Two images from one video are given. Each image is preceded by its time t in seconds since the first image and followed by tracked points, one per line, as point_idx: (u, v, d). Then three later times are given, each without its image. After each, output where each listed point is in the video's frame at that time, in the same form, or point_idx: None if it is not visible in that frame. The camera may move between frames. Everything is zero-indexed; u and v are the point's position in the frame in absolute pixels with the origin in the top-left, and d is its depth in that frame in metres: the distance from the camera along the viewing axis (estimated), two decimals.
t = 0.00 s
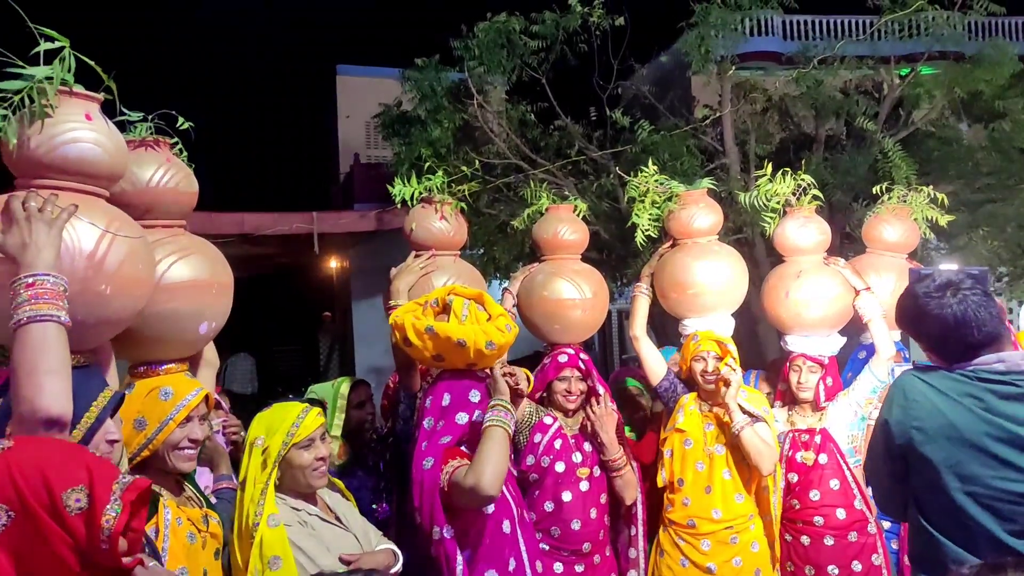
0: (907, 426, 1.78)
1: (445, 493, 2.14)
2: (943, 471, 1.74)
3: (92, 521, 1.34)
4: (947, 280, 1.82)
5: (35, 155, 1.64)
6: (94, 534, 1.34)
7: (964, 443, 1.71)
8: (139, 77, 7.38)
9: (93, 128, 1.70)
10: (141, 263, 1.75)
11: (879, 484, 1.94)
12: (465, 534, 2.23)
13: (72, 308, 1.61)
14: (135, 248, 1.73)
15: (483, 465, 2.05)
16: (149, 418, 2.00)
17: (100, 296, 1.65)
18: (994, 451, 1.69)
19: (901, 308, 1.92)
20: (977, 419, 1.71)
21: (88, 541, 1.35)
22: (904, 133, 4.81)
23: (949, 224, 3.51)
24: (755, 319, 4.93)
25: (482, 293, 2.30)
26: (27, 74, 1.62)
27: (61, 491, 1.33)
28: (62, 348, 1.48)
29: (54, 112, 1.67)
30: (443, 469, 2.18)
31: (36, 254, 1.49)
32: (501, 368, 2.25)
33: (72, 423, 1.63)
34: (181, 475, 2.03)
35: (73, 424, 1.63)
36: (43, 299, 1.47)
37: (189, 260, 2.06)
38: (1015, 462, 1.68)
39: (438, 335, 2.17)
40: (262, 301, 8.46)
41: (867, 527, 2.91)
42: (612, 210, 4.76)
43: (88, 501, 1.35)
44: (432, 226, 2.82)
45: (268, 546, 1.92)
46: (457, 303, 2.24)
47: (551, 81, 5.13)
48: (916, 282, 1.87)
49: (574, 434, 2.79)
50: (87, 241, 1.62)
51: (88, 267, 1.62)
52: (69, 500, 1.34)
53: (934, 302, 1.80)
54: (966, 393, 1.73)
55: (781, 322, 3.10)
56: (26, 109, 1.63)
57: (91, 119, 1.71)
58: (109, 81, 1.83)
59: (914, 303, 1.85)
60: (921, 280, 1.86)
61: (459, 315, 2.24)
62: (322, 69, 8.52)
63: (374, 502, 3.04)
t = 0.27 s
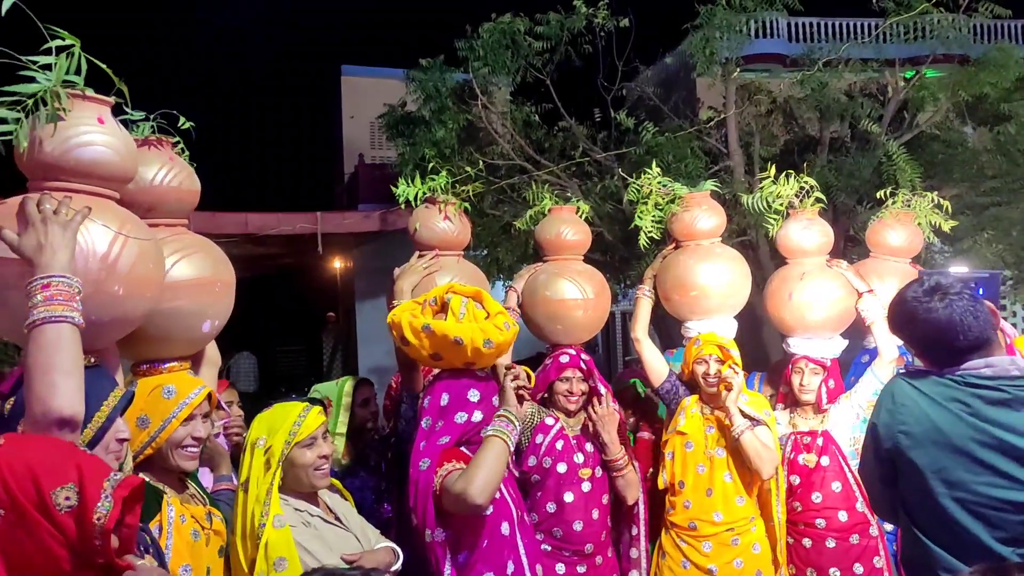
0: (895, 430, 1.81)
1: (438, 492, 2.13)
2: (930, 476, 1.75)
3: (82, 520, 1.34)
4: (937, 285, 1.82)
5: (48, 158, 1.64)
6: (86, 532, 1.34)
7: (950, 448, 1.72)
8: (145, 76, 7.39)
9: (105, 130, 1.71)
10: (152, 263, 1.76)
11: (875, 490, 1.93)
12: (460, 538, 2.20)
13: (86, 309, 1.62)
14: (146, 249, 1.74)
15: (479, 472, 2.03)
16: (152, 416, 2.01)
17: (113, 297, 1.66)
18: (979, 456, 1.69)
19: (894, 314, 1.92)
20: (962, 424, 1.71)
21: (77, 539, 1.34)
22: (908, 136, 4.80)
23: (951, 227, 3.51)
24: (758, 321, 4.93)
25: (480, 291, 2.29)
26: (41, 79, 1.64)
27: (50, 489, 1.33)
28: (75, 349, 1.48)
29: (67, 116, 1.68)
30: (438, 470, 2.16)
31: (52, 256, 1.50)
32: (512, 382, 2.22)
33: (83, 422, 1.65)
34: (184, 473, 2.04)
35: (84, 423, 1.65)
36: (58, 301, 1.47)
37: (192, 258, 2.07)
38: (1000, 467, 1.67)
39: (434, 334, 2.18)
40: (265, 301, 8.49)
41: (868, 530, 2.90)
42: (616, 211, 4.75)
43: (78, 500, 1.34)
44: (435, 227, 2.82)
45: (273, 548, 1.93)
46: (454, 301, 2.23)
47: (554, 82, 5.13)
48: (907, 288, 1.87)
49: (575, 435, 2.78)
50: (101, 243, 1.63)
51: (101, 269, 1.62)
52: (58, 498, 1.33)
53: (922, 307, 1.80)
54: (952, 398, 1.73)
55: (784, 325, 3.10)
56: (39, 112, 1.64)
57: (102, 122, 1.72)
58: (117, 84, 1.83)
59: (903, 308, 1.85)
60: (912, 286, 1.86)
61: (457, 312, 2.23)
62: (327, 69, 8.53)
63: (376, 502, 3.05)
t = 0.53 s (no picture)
0: (901, 433, 1.80)
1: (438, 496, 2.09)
2: (936, 480, 1.75)
3: (89, 518, 1.35)
4: (946, 288, 1.81)
5: (62, 161, 1.66)
6: (92, 531, 1.35)
7: (956, 452, 1.72)
8: (155, 77, 7.44)
9: (120, 134, 1.73)
10: (163, 268, 1.77)
11: (883, 495, 1.95)
12: (466, 538, 2.17)
13: (98, 314, 1.63)
14: (157, 254, 1.75)
15: (468, 470, 2.00)
16: (160, 415, 2.01)
17: (124, 302, 1.68)
18: (984, 460, 1.70)
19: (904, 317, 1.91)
20: (968, 428, 1.71)
21: (83, 538, 1.36)
22: (917, 139, 4.79)
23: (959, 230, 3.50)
24: (766, 324, 4.92)
25: (480, 292, 2.27)
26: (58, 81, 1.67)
27: (56, 489, 1.34)
28: (86, 354, 1.49)
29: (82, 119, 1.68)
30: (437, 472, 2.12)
31: (65, 261, 1.51)
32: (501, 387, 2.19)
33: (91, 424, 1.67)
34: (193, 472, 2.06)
35: (92, 426, 1.67)
36: (70, 307, 1.49)
37: (202, 259, 2.09)
38: (1004, 471, 1.68)
39: (432, 334, 2.15)
40: (273, 300, 8.52)
41: (876, 534, 2.90)
42: (624, 212, 4.75)
43: (86, 499, 1.35)
44: (444, 228, 2.83)
45: (286, 552, 1.93)
46: (453, 302, 2.22)
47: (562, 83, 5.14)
48: (917, 291, 1.86)
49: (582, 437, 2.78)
50: (114, 248, 1.64)
51: (114, 274, 1.64)
52: (65, 497, 1.34)
53: (930, 309, 1.79)
54: (958, 402, 1.73)
55: (792, 328, 3.09)
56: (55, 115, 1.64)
57: (117, 126, 1.73)
58: (134, 87, 1.85)
59: (913, 311, 1.84)
60: (921, 289, 1.85)
61: (456, 314, 2.22)
62: (336, 70, 8.56)
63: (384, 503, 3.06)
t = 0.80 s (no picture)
0: (930, 437, 1.81)
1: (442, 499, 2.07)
2: (964, 484, 1.74)
3: (106, 519, 1.36)
4: (975, 291, 1.82)
5: (81, 157, 1.67)
6: (109, 531, 1.36)
7: (983, 456, 1.72)
8: (168, 78, 7.48)
9: (137, 131, 1.74)
10: (180, 264, 1.78)
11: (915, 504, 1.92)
12: (467, 545, 2.17)
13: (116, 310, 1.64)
14: (174, 250, 1.76)
15: (470, 472, 1.99)
16: (175, 414, 2.02)
17: (141, 297, 1.68)
18: (1012, 463, 1.68)
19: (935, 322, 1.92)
20: (996, 431, 1.71)
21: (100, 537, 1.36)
22: (931, 141, 4.76)
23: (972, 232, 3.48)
24: (778, 326, 4.90)
25: (483, 294, 2.23)
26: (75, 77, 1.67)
27: (75, 488, 1.35)
28: (106, 348, 1.50)
29: (100, 115, 1.70)
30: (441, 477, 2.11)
31: (82, 254, 1.52)
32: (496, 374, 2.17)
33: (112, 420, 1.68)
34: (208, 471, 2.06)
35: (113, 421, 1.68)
36: (88, 300, 1.50)
37: (217, 259, 2.10)
38: None
39: (431, 337, 2.13)
40: (285, 301, 8.55)
41: (891, 538, 2.89)
42: (635, 213, 4.74)
43: (103, 498, 1.36)
44: (456, 229, 2.83)
45: (305, 553, 1.93)
46: (453, 305, 2.19)
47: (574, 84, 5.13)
48: (946, 295, 1.87)
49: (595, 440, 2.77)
50: (130, 242, 1.65)
51: (131, 269, 1.64)
52: (84, 496, 1.35)
53: (959, 312, 1.80)
54: (987, 406, 1.74)
55: (806, 331, 3.08)
56: (73, 111, 1.64)
57: (134, 121, 1.75)
58: (152, 84, 1.86)
59: (942, 314, 1.85)
60: (951, 293, 1.86)
61: (458, 316, 2.19)
62: (349, 72, 8.59)
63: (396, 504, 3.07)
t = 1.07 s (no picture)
0: (967, 439, 1.77)
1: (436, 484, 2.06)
2: (1003, 488, 1.70)
3: (125, 518, 1.36)
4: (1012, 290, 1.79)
5: (97, 152, 1.67)
6: (128, 531, 1.36)
7: (1021, 458, 1.68)
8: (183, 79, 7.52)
9: (155, 125, 1.75)
10: (198, 259, 1.78)
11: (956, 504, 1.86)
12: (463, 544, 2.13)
13: (135, 304, 1.64)
14: (192, 244, 1.76)
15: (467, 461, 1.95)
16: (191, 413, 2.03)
17: (161, 290, 1.68)
18: None
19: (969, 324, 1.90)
20: None
21: (119, 537, 1.37)
22: (947, 141, 4.72)
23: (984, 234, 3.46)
24: (792, 327, 4.88)
25: (484, 291, 2.16)
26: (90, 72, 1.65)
27: (94, 487, 1.35)
28: (126, 340, 1.51)
29: (117, 110, 1.70)
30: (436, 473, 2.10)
31: (101, 248, 1.53)
32: (517, 366, 2.14)
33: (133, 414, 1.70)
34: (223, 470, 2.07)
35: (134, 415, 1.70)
36: (108, 292, 1.50)
37: (232, 259, 2.10)
38: None
39: (427, 336, 2.13)
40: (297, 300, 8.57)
41: (907, 541, 2.86)
42: (647, 213, 4.73)
43: (122, 498, 1.36)
44: (467, 230, 2.83)
45: (322, 554, 1.94)
46: (453, 304, 2.16)
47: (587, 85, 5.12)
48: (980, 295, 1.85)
49: (608, 441, 2.76)
50: (149, 236, 1.65)
51: (150, 263, 1.64)
52: (103, 496, 1.35)
53: (994, 311, 1.77)
54: None
55: (821, 332, 3.04)
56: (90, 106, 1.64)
57: (152, 116, 1.75)
58: (170, 81, 1.87)
59: (977, 314, 1.82)
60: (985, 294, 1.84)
61: (456, 314, 2.16)
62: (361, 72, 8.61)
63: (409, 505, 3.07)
